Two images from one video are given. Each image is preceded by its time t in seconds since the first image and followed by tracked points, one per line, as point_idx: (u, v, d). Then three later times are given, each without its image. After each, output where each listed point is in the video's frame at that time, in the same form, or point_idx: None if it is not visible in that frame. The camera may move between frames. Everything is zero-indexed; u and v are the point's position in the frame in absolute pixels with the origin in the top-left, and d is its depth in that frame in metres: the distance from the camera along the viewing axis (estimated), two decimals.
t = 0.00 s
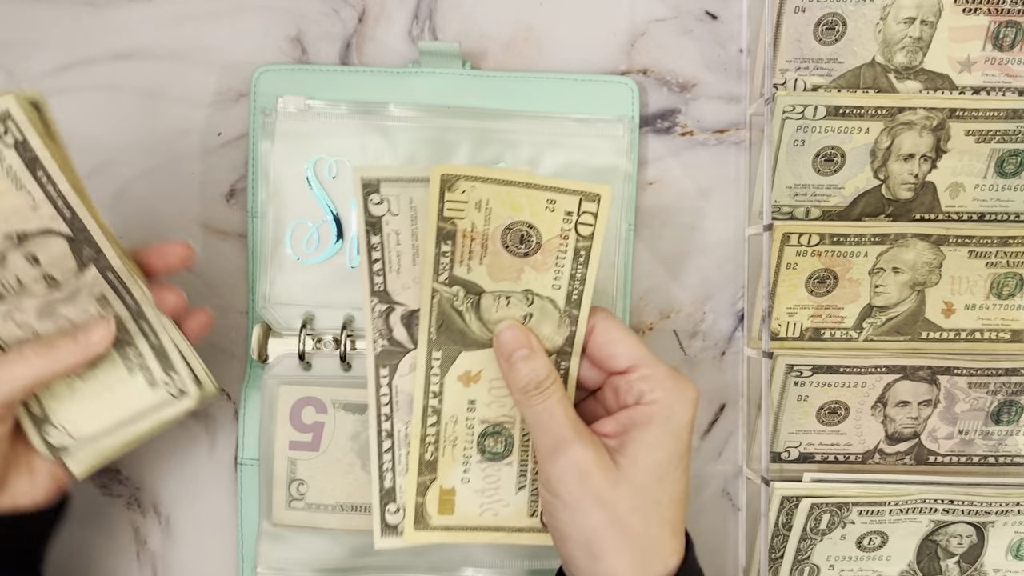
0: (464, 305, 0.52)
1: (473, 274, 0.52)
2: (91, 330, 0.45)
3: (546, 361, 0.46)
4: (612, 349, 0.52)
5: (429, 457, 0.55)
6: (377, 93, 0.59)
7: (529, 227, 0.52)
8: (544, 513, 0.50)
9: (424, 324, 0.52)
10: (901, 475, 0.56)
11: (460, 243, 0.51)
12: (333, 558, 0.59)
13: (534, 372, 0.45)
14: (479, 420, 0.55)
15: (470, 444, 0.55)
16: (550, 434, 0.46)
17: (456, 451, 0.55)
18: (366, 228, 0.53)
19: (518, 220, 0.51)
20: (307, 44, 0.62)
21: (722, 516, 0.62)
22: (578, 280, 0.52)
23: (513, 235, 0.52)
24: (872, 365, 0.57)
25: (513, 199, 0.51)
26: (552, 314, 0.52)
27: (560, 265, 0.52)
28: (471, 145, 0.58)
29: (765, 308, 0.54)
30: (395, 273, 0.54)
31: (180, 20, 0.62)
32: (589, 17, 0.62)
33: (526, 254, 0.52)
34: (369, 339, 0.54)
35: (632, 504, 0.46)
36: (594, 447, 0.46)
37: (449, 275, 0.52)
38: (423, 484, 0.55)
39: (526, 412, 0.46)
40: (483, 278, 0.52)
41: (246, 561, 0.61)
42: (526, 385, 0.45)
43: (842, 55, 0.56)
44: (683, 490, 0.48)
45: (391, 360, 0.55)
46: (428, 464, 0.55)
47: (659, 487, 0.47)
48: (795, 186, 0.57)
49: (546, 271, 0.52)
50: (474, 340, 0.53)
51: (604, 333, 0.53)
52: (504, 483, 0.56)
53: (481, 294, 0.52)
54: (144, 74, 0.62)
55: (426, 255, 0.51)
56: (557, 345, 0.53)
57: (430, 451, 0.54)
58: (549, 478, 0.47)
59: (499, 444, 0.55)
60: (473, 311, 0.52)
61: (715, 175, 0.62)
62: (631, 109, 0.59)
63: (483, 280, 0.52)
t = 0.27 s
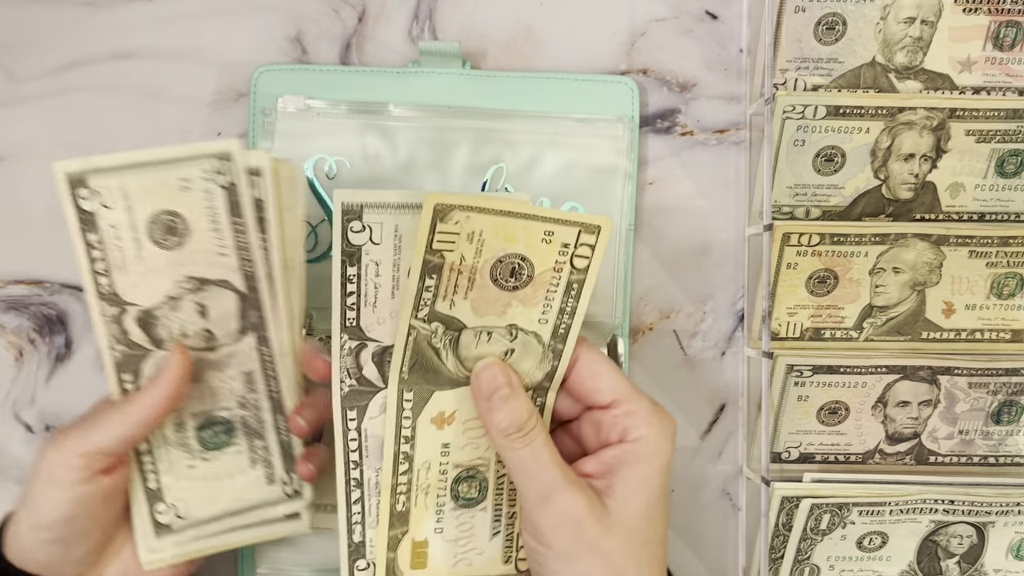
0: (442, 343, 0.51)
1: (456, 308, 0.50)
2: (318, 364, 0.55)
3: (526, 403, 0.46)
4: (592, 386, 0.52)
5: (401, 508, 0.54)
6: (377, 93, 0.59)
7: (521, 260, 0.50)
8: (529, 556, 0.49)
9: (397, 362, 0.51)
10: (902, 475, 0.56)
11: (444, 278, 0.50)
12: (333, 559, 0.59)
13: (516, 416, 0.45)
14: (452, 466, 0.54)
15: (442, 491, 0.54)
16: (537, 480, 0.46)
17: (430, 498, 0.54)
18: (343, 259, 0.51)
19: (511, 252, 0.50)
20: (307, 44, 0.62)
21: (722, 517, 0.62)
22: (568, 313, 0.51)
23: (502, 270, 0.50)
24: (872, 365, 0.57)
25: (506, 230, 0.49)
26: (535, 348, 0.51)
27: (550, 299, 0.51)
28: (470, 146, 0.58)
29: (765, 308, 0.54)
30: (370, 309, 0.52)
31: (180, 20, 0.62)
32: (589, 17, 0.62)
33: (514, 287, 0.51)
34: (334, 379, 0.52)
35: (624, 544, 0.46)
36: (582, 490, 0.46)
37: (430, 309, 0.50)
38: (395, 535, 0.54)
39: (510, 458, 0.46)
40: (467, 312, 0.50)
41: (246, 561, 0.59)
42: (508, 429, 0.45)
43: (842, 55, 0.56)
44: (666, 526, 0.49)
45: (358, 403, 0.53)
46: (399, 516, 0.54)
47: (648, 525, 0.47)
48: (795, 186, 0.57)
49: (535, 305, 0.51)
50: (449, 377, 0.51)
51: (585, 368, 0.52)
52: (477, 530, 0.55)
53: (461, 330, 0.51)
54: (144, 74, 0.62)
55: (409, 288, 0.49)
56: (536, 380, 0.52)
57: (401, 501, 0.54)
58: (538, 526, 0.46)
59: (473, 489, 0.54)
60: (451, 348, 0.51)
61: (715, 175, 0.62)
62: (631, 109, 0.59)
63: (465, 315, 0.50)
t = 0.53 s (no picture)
0: (395, 366, 0.48)
1: (406, 334, 0.48)
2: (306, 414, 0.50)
3: (477, 426, 0.45)
4: (550, 412, 0.51)
5: (354, 527, 0.50)
6: (377, 93, 0.59)
7: (467, 289, 0.48)
8: None
9: (350, 386, 0.48)
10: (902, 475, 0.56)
11: (396, 305, 0.47)
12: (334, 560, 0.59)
13: (464, 439, 0.44)
14: (407, 487, 0.50)
15: (397, 511, 0.50)
16: (485, 506, 0.44)
17: (384, 518, 0.50)
18: (296, 284, 0.48)
19: (456, 281, 0.47)
20: (307, 44, 0.61)
21: (722, 517, 0.62)
22: (516, 342, 0.49)
23: (449, 297, 0.48)
24: (873, 365, 0.57)
25: (452, 260, 0.47)
26: (486, 375, 0.49)
27: (497, 329, 0.49)
28: (470, 146, 0.58)
29: (765, 308, 0.54)
30: (330, 329, 0.49)
31: (180, 20, 0.62)
32: (589, 17, 0.62)
33: (461, 315, 0.48)
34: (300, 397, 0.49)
35: None
36: (530, 519, 0.45)
37: (380, 335, 0.47)
38: (348, 553, 0.50)
39: (458, 482, 0.45)
40: (417, 339, 0.48)
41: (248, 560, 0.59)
42: (456, 452, 0.44)
43: (842, 55, 0.56)
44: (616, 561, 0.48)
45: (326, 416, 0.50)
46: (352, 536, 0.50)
47: (595, 559, 0.46)
48: (795, 185, 0.57)
49: (482, 335, 0.49)
50: (402, 403, 0.48)
51: (543, 392, 0.51)
52: (431, 549, 0.51)
53: (413, 354, 0.48)
54: (144, 75, 0.62)
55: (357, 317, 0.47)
56: (490, 406, 0.49)
57: (355, 520, 0.50)
58: (483, 555, 0.45)
59: (427, 510, 0.51)
60: (405, 373, 0.48)
61: (715, 175, 0.62)
62: (631, 109, 0.59)
63: (415, 339, 0.48)
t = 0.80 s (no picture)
0: (454, 341, 0.44)
1: (476, 315, 0.43)
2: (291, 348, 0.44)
3: (523, 401, 0.44)
4: (585, 394, 0.50)
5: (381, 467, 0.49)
6: (376, 93, 0.59)
7: (548, 286, 0.43)
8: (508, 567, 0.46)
9: (410, 352, 0.43)
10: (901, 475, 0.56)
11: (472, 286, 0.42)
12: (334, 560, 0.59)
13: (511, 412, 0.43)
14: (439, 441, 0.49)
15: (423, 458, 0.50)
16: (523, 477, 0.43)
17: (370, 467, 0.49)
18: (397, 257, 0.41)
19: (539, 278, 0.42)
20: (307, 44, 0.62)
21: (722, 517, 0.62)
22: (580, 340, 0.46)
23: (528, 291, 0.43)
24: (873, 365, 0.57)
25: (540, 257, 0.41)
26: (542, 359, 0.46)
27: (565, 325, 0.45)
28: (470, 146, 0.58)
29: (765, 308, 0.54)
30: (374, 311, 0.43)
31: (180, 20, 0.62)
32: (589, 17, 0.62)
33: (535, 307, 0.44)
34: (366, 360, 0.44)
35: (598, 555, 0.43)
36: (564, 493, 0.44)
37: (449, 313, 0.42)
38: (371, 488, 0.50)
39: (498, 454, 0.44)
40: (485, 320, 0.44)
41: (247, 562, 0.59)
42: (502, 424, 0.43)
43: (842, 55, 0.56)
44: (643, 542, 0.46)
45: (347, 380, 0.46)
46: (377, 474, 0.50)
47: (625, 538, 0.45)
48: (795, 186, 0.57)
49: (550, 326, 0.45)
50: (455, 371, 0.45)
51: (580, 377, 0.49)
52: (446, 489, 0.52)
53: (476, 333, 0.44)
54: (144, 75, 0.62)
55: (432, 294, 0.41)
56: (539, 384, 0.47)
57: (384, 462, 0.49)
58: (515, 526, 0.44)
59: (452, 461, 0.50)
60: (462, 348, 0.44)
61: (715, 174, 0.62)
62: (631, 109, 0.59)
63: (479, 321, 0.43)
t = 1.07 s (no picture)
0: (387, 361, 0.45)
1: (399, 333, 0.44)
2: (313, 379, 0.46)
3: (465, 409, 0.44)
4: (525, 395, 0.50)
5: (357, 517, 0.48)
6: (376, 93, 0.59)
7: (463, 301, 0.44)
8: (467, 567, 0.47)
9: (344, 382, 0.44)
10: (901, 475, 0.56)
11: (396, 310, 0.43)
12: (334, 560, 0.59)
13: (455, 422, 0.43)
14: (405, 472, 0.49)
15: (395, 495, 0.49)
16: (473, 484, 0.44)
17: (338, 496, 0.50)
18: (305, 289, 0.43)
19: (454, 292, 0.43)
20: (307, 44, 0.61)
21: (722, 517, 0.62)
22: (508, 347, 0.47)
23: (445, 308, 0.44)
24: (873, 365, 0.57)
25: (447, 273, 0.42)
26: (476, 367, 0.47)
27: (490, 333, 0.46)
28: (470, 146, 0.58)
29: (765, 308, 0.54)
30: (298, 337, 0.45)
31: (180, 20, 0.62)
32: (589, 17, 0.62)
33: (456, 322, 0.45)
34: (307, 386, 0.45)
35: (557, 549, 0.44)
36: (516, 495, 0.44)
37: (373, 334, 0.44)
38: (350, 543, 0.48)
39: (448, 463, 0.44)
40: (409, 338, 0.45)
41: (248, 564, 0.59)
42: (445, 434, 0.43)
43: (842, 55, 0.56)
44: (604, 533, 0.47)
45: (302, 423, 0.47)
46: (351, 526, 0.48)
47: (584, 530, 0.46)
48: (795, 186, 0.57)
49: (475, 337, 0.46)
50: (397, 394, 0.46)
51: (517, 379, 0.50)
52: (426, 524, 0.50)
53: (405, 348, 0.45)
54: (144, 74, 0.62)
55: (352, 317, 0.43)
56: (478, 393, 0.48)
57: (358, 512, 0.48)
58: (471, 532, 0.44)
59: (424, 491, 0.49)
60: (396, 366, 0.45)
61: (715, 174, 0.62)
62: (631, 109, 0.59)
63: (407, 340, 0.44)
